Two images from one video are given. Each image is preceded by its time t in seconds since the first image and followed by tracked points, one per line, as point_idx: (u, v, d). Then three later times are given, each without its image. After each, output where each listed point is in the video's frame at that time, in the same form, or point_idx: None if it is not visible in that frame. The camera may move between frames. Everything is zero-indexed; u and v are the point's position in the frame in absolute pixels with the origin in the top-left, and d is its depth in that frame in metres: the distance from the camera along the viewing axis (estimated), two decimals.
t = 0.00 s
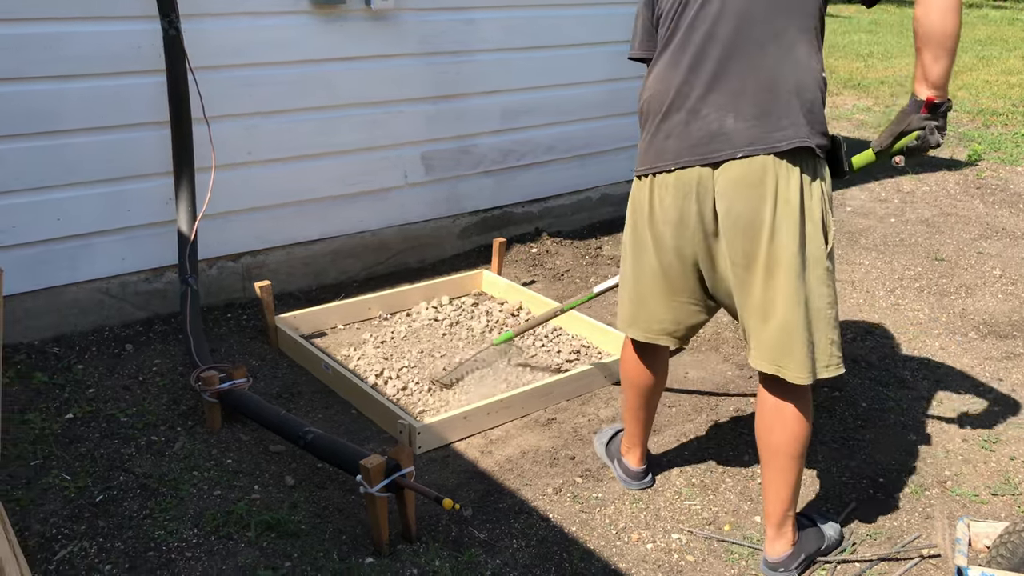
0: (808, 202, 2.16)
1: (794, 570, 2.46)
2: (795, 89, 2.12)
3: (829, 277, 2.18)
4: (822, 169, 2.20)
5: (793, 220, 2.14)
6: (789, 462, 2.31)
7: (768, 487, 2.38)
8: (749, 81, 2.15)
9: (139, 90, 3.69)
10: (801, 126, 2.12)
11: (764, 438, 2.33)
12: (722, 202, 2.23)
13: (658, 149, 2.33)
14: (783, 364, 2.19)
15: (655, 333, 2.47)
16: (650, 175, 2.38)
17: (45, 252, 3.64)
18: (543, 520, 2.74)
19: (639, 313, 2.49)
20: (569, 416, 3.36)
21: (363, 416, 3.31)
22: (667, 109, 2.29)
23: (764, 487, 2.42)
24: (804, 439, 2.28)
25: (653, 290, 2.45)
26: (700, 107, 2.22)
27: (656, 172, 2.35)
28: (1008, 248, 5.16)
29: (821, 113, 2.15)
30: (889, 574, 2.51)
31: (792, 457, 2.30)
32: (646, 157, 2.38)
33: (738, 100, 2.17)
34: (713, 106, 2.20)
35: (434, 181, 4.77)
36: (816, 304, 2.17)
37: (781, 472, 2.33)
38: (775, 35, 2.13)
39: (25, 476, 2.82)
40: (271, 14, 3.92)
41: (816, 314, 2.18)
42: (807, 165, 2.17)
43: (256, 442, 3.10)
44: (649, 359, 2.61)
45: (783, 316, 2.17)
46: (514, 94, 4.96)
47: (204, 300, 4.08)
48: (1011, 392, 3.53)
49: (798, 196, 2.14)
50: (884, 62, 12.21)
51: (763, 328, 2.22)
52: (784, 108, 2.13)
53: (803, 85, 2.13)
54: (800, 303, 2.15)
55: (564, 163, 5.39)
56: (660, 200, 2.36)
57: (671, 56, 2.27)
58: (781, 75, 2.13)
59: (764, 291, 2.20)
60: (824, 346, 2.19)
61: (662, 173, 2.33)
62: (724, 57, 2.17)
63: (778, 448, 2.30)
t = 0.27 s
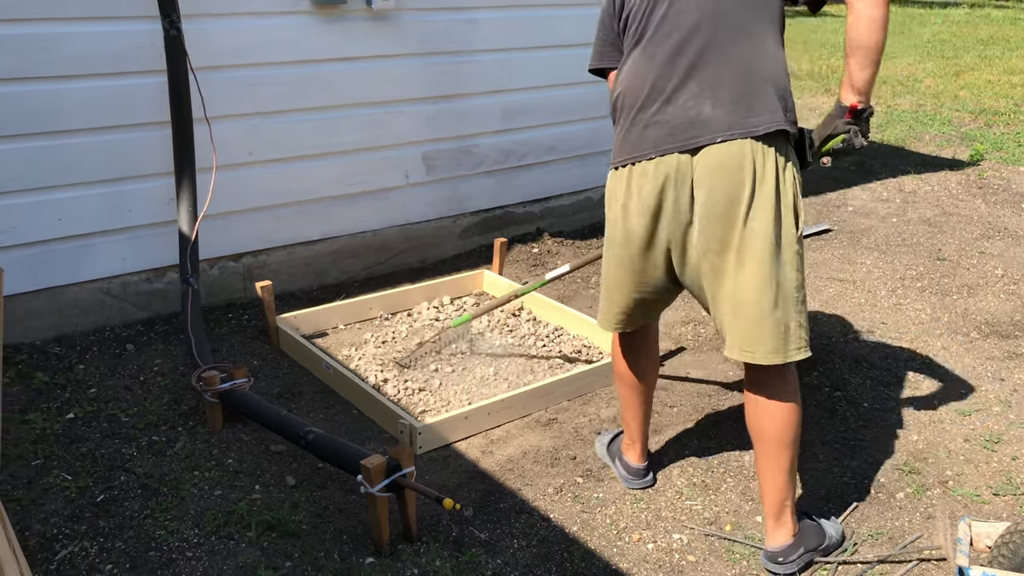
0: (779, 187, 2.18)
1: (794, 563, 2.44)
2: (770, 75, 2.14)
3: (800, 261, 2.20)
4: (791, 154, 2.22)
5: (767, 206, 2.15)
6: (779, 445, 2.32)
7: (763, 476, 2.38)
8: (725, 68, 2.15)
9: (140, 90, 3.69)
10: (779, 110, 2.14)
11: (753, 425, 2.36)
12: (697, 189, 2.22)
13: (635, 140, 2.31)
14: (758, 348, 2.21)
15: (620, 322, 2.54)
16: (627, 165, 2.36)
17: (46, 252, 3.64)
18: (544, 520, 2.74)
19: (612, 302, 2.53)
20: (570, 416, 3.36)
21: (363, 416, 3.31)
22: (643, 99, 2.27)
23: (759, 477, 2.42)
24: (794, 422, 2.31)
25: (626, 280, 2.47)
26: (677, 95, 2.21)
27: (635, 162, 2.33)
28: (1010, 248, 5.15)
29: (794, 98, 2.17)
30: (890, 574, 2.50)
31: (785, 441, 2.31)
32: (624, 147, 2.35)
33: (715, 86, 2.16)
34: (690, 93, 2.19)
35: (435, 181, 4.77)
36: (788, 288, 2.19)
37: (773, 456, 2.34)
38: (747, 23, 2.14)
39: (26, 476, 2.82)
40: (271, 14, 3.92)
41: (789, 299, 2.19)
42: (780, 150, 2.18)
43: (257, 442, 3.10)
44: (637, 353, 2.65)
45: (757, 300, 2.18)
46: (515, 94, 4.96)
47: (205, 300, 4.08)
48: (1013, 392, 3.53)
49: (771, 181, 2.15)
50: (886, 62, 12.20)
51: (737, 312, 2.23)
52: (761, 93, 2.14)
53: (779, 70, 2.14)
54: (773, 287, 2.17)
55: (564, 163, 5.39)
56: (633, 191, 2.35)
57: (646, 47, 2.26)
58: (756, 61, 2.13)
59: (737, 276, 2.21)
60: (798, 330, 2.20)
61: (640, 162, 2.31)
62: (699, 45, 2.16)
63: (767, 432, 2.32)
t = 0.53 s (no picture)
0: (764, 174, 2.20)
1: (789, 552, 2.46)
2: (753, 64, 2.16)
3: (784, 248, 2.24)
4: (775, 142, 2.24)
5: (750, 194, 2.18)
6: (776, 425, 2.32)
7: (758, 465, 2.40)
8: (709, 59, 2.18)
9: (140, 87, 3.69)
10: (762, 100, 2.16)
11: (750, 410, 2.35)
12: (683, 179, 2.24)
13: (619, 130, 2.33)
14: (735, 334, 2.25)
15: (619, 312, 2.49)
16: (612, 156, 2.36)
17: (47, 249, 3.64)
18: (545, 517, 2.74)
19: (602, 295, 2.50)
20: (570, 413, 3.36)
21: (364, 412, 3.31)
22: (627, 90, 2.28)
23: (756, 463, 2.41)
24: (788, 413, 2.31)
25: (615, 272, 2.45)
26: (660, 85, 2.23)
27: (619, 152, 2.33)
28: (1012, 244, 5.14)
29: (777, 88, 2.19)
30: (890, 571, 2.50)
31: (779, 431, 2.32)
32: (608, 139, 2.36)
33: (698, 76, 2.19)
34: (674, 83, 2.22)
35: (435, 178, 4.76)
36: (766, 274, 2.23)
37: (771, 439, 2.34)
38: (729, 14, 2.18)
39: (26, 473, 2.82)
40: (272, 11, 3.91)
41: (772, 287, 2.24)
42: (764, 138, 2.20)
43: (258, 439, 3.10)
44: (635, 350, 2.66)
45: (736, 286, 2.23)
46: (516, 91, 4.95)
47: (205, 296, 4.08)
48: (1014, 389, 3.52)
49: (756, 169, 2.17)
50: (888, 58, 12.17)
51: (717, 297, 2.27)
52: (744, 83, 2.17)
53: (762, 61, 2.17)
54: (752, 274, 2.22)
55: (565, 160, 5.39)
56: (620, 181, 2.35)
57: (631, 38, 2.28)
58: (739, 52, 2.17)
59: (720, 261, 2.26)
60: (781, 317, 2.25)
61: (625, 152, 2.32)
62: (682, 35, 2.20)
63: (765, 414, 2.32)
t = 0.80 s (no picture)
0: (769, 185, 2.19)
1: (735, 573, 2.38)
2: (757, 72, 2.14)
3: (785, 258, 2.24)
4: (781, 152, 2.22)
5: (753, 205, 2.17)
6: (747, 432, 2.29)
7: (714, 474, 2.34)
8: (712, 65, 2.14)
9: (135, 83, 3.67)
10: (765, 108, 2.15)
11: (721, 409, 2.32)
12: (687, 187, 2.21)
13: (620, 138, 2.27)
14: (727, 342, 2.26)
15: (615, 314, 2.44)
16: (612, 163, 2.31)
17: (42, 246, 3.63)
18: (540, 513, 2.74)
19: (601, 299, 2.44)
20: (567, 409, 3.36)
21: (360, 409, 3.31)
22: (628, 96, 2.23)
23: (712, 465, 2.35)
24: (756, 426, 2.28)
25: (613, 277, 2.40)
26: (663, 91, 2.18)
27: (621, 160, 2.29)
28: (1007, 241, 5.15)
29: (779, 96, 2.18)
30: (886, 567, 2.50)
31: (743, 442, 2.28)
32: (609, 145, 2.31)
33: (702, 83, 2.15)
34: (676, 90, 2.17)
35: (432, 174, 4.76)
36: (767, 283, 2.23)
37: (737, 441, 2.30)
38: (732, 19, 2.15)
39: (21, 470, 2.82)
40: (268, 6, 3.90)
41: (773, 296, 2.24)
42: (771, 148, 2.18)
43: (253, 436, 3.09)
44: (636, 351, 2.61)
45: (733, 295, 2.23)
46: (512, 87, 4.94)
47: (200, 293, 4.06)
48: (1009, 385, 3.53)
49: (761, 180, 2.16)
50: (885, 55, 12.18)
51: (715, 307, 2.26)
52: (748, 90, 2.14)
53: (765, 67, 2.15)
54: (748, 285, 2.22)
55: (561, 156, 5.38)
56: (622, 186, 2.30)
57: (631, 42, 2.22)
58: (743, 58, 2.14)
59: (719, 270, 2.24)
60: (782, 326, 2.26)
61: (626, 160, 2.27)
62: (685, 40, 2.15)
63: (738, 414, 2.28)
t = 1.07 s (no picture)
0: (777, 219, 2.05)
1: None
2: (767, 101, 1.98)
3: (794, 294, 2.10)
4: (794, 182, 2.08)
5: (762, 242, 2.03)
6: (717, 485, 2.18)
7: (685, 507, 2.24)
8: (721, 90, 2.00)
9: (127, 82, 3.66)
10: (775, 138, 1.99)
11: (692, 454, 2.20)
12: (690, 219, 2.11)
13: (625, 161, 2.20)
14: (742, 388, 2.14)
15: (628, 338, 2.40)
16: (619, 186, 2.24)
17: (34, 245, 3.61)
18: (535, 512, 2.74)
19: (610, 321, 2.40)
20: (561, 408, 3.36)
21: (354, 409, 3.30)
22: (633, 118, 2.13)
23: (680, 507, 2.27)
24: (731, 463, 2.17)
25: (621, 300, 2.35)
26: (669, 117, 2.07)
27: (623, 184, 2.22)
28: (1000, 238, 5.17)
29: (794, 124, 2.01)
30: (880, 564, 2.51)
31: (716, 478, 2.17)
32: (615, 167, 2.25)
33: (707, 110, 2.02)
34: (682, 116, 2.06)
35: (426, 173, 4.75)
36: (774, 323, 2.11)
37: (704, 493, 2.19)
38: (745, 39, 1.98)
39: (14, 470, 2.81)
40: (261, 5, 3.89)
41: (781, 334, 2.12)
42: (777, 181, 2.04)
43: (247, 436, 3.08)
44: (636, 366, 2.55)
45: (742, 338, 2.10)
46: (506, 86, 4.94)
47: (194, 293, 4.05)
48: (1002, 382, 3.54)
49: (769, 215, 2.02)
50: (877, 53, 12.22)
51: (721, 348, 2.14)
52: (757, 119, 2.00)
53: (779, 93, 1.98)
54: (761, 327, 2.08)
55: (555, 154, 5.38)
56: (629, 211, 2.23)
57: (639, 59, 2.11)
58: (754, 83, 1.98)
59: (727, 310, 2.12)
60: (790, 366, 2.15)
61: (629, 185, 2.20)
62: (691, 62, 2.02)
63: (707, 465, 2.17)
